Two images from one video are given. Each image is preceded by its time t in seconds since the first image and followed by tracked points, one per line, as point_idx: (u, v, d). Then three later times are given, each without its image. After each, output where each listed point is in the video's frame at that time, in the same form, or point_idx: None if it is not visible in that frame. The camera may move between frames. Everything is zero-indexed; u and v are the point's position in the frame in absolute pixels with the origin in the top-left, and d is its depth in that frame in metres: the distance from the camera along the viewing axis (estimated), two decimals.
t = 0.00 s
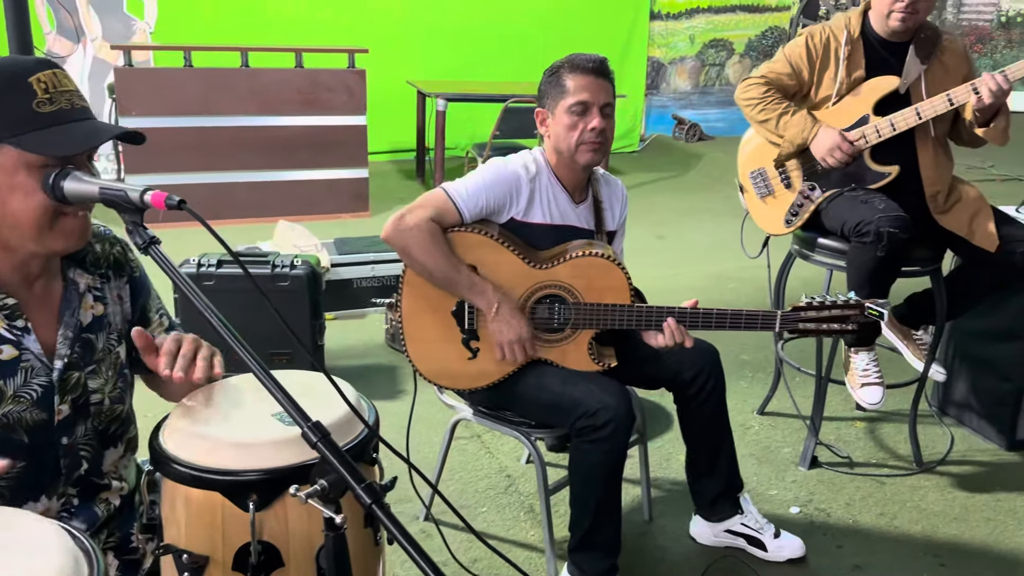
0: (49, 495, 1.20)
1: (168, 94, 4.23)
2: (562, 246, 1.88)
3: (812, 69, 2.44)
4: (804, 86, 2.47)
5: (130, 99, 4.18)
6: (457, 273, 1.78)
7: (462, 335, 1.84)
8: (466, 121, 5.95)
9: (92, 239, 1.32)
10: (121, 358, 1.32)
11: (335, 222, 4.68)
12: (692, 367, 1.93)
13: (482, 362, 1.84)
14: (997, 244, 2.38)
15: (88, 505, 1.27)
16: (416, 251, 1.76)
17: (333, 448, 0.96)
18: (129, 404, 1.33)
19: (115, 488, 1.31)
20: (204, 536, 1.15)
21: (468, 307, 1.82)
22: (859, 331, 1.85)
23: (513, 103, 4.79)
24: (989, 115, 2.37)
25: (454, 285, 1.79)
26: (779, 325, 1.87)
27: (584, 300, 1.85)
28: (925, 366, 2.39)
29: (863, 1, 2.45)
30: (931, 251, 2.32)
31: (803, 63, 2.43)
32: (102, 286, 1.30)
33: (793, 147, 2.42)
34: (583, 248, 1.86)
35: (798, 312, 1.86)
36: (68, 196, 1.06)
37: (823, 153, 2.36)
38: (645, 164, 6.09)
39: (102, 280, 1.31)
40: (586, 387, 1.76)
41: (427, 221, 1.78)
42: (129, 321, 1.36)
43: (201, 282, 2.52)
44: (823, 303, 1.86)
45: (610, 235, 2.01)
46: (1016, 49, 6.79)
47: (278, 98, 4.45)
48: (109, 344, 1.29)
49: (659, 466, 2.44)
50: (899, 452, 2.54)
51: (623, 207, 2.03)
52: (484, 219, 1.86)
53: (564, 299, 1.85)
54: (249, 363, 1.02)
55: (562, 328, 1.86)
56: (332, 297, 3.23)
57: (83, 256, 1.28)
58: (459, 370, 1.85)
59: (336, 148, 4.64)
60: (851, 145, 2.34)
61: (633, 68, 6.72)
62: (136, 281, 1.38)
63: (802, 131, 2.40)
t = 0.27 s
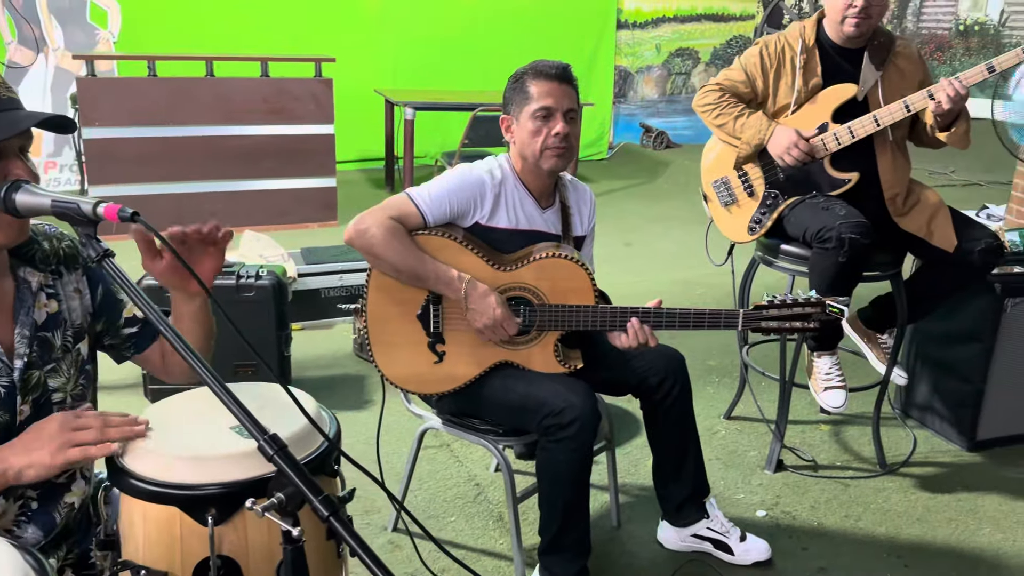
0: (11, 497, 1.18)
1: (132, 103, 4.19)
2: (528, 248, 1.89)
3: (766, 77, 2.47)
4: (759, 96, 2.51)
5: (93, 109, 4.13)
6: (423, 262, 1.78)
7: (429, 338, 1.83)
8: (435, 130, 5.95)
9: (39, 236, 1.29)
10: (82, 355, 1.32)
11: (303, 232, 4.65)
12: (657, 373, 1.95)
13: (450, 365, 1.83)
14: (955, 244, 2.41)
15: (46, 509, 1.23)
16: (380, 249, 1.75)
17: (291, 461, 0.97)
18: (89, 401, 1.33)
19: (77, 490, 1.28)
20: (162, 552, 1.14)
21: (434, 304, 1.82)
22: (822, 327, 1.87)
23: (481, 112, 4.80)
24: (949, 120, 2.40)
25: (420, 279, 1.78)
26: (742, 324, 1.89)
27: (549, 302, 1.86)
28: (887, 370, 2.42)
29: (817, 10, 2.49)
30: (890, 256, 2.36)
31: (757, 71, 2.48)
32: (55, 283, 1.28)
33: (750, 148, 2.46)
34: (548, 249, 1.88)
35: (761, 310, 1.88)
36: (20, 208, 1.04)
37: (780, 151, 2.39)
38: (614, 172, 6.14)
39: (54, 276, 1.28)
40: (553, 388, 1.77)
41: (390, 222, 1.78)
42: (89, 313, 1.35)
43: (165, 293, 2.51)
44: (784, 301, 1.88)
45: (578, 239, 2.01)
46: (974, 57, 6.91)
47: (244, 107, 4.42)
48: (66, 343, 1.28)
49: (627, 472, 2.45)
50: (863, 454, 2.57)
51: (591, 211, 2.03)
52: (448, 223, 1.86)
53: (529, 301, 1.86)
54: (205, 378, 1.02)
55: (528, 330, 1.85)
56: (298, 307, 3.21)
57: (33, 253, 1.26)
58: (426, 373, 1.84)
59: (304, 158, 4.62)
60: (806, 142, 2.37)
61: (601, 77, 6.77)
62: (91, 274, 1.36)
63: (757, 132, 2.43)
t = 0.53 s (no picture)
0: None
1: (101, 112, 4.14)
2: (503, 262, 1.87)
3: (729, 81, 2.53)
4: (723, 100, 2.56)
5: (61, 118, 4.09)
6: (397, 272, 1.76)
7: (402, 348, 1.81)
8: (408, 138, 5.95)
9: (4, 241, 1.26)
10: (52, 362, 1.32)
11: (275, 240, 4.62)
12: (629, 374, 1.96)
13: (423, 375, 1.82)
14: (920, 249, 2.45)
15: (14, 521, 1.21)
16: (354, 262, 1.73)
17: (256, 473, 0.96)
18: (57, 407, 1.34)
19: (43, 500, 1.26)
20: (128, 565, 1.13)
21: (408, 314, 1.80)
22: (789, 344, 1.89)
23: (455, 119, 4.80)
24: (923, 128, 2.42)
25: (395, 290, 1.76)
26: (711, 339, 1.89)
27: (523, 313, 1.84)
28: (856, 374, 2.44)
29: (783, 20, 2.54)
30: (857, 261, 2.39)
31: (721, 76, 2.55)
32: (20, 291, 1.26)
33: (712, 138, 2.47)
34: (523, 261, 1.85)
35: (730, 326, 1.89)
36: None
37: (742, 135, 2.39)
38: (588, 178, 6.17)
39: (19, 284, 1.27)
40: (526, 401, 1.76)
41: (363, 232, 1.75)
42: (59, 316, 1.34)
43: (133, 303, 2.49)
44: (754, 318, 1.89)
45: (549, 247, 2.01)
46: (939, 65, 7.00)
47: (215, 116, 4.39)
48: (33, 351, 1.28)
49: (601, 478, 2.45)
50: (834, 457, 2.60)
51: (560, 219, 2.04)
52: (421, 232, 1.85)
53: (503, 311, 1.83)
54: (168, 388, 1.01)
55: (501, 342, 1.83)
56: (270, 316, 3.19)
57: None
58: (398, 383, 1.82)
59: (277, 166, 4.59)
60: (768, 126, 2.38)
61: (574, 84, 6.80)
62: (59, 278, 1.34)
63: (718, 124, 2.46)
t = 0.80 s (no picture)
0: None
1: (70, 121, 4.10)
2: (471, 267, 1.87)
3: (698, 88, 2.55)
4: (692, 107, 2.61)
5: (29, 126, 4.04)
6: (360, 293, 1.74)
7: (371, 359, 1.80)
8: (382, 145, 5.94)
9: None
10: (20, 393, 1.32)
11: (247, 249, 4.59)
12: (601, 384, 1.96)
13: (393, 386, 1.81)
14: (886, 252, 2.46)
15: None
16: (318, 277, 1.72)
17: (219, 482, 0.96)
18: (24, 440, 1.34)
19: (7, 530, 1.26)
20: None
21: (376, 332, 1.78)
22: (756, 343, 1.92)
23: (428, 127, 4.80)
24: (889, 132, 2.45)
25: (358, 310, 1.75)
26: (682, 339, 1.93)
27: (493, 322, 1.82)
28: (826, 375, 2.49)
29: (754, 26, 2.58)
30: (825, 265, 2.44)
31: (691, 82, 2.56)
32: None
33: (652, 169, 2.57)
34: (492, 269, 1.84)
35: (700, 326, 1.91)
36: None
37: (679, 185, 2.49)
38: (562, 185, 6.19)
39: None
40: (497, 410, 1.76)
41: (330, 246, 1.74)
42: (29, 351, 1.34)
43: (102, 314, 2.47)
44: (722, 318, 1.92)
45: (518, 258, 2.03)
46: (906, 71, 7.04)
47: (186, 124, 4.35)
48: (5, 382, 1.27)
49: (575, 484, 2.45)
50: (805, 460, 2.63)
51: (531, 229, 2.04)
52: (390, 243, 1.84)
53: (472, 321, 1.82)
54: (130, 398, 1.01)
55: (471, 351, 1.83)
56: (242, 325, 3.17)
57: None
58: (368, 395, 1.82)
59: (249, 174, 4.57)
60: (704, 175, 2.48)
61: (548, 91, 6.83)
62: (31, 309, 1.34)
63: (661, 154, 2.54)
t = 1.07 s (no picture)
0: None
1: (38, 129, 4.05)
2: (438, 271, 1.87)
3: (671, 94, 2.59)
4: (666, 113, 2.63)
5: None
6: (328, 289, 1.74)
7: (338, 364, 1.80)
8: (356, 153, 5.93)
9: None
10: None
11: (219, 257, 4.56)
12: (574, 391, 1.97)
13: (362, 392, 1.81)
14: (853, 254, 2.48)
15: None
16: (282, 277, 1.71)
17: (180, 493, 0.96)
18: None
19: None
20: None
21: (343, 332, 1.78)
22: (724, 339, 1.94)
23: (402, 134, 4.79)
24: (858, 143, 2.48)
25: (325, 307, 1.75)
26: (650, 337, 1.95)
27: (459, 324, 1.84)
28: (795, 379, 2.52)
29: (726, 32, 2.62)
30: (791, 271, 2.47)
31: (665, 87, 2.59)
32: None
33: (626, 175, 2.58)
34: (458, 271, 1.85)
35: (666, 325, 1.94)
36: None
37: (649, 194, 2.51)
38: (537, 192, 6.21)
39: None
40: (466, 412, 1.76)
41: (294, 250, 1.74)
42: None
43: (70, 325, 2.44)
44: (689, 316, 1.94)
45: (490, 262, 2.02)
46: (873, 77, 7.09)
47: (157, 132, 4.32)
48: None
49: (548, 490, 2.46)
50: (775, 463, 2.65)
51: (503, 234, 2.04)
52: (356, 248, 1.84)
53: (440, 324, 1.83)
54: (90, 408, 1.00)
55: (438, 353, 1.84)
56: (213, 334, 3.15)
57: None
58: (335, 400, 1.81)
59: (221, 182, 4.54)
60: (675, 184, 2.50)
61: (521, 99, 6.86)
62: None
63: (634, 161, 2.55)
